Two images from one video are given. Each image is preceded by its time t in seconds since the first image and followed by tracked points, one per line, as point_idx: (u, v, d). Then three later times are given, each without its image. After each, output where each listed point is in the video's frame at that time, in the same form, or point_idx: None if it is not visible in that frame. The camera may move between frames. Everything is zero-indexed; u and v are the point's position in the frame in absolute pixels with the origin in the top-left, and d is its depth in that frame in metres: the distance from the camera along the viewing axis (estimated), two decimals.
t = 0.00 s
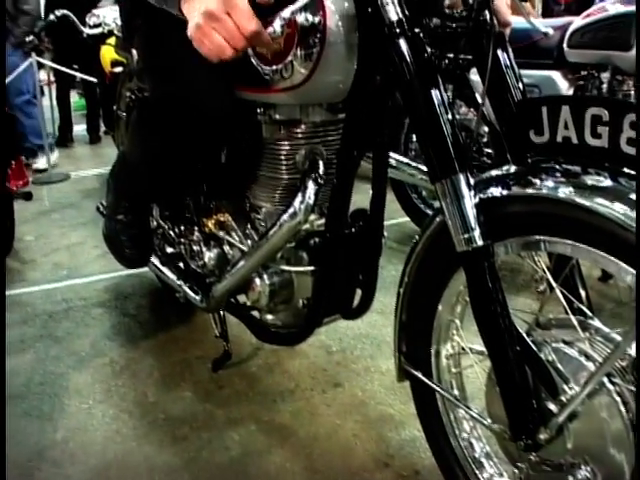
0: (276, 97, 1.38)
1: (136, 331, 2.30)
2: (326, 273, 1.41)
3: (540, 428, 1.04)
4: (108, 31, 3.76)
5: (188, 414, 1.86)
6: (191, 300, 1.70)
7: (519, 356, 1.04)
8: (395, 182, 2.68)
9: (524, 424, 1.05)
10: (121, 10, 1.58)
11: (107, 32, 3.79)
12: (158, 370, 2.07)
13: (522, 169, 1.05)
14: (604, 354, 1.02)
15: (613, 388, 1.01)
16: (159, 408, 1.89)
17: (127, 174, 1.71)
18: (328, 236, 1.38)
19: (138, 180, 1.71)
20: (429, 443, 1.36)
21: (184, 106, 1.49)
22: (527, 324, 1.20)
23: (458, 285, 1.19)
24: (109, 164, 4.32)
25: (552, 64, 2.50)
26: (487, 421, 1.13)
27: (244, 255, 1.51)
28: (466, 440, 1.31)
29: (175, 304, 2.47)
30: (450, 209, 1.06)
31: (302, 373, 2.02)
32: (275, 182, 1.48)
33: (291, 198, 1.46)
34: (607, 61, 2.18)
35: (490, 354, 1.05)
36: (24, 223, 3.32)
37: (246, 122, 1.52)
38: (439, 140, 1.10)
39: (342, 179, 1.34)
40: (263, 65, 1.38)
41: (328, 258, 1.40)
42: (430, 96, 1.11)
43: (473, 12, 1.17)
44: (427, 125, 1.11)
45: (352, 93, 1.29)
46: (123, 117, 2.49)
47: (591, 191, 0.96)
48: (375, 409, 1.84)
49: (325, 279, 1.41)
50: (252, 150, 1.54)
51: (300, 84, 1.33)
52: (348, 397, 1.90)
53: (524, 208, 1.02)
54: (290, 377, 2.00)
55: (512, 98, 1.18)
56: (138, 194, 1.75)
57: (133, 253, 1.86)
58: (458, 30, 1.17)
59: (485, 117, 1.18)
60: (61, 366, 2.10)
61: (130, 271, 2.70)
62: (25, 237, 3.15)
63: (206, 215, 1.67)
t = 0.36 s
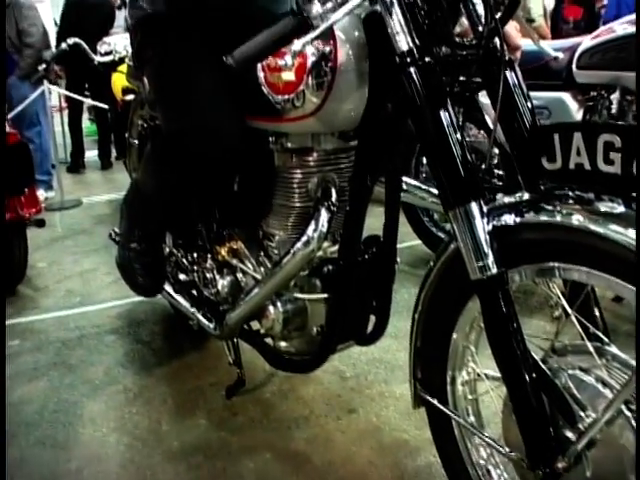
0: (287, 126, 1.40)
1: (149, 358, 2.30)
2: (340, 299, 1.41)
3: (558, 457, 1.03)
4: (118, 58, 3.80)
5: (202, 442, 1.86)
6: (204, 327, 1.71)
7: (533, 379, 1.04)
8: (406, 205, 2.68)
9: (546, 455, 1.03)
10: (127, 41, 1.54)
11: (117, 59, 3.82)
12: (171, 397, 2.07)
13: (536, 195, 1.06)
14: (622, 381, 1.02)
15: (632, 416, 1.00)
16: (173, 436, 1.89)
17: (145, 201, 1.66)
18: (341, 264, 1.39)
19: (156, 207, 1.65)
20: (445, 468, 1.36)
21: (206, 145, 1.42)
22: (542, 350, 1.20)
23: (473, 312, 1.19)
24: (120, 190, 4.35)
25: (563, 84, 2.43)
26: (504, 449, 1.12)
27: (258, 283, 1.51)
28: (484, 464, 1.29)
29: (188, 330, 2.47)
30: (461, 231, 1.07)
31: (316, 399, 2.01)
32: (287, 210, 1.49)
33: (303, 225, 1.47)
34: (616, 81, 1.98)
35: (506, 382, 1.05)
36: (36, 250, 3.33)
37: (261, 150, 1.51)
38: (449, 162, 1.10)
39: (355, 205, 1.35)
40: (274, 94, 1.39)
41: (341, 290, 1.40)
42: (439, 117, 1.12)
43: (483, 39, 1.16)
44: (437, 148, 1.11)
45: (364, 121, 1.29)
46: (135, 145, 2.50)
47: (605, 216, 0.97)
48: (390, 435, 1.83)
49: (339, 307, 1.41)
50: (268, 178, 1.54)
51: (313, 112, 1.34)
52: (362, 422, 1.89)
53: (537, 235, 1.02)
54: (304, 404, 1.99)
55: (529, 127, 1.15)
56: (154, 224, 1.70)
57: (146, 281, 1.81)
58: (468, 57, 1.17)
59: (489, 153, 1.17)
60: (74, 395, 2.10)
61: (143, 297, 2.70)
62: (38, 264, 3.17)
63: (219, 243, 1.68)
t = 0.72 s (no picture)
0: (299, 153, 1.40)
1: (163, 383, 2.29)
2: (355, 325, 1.40)
3: None
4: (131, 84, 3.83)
5: (216, 467, 1.85)
6: (218, 352, 1.71)
7: (547, 399, 1.03)
8: (419, 227, 2.68)
9: None
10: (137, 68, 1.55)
11: (129, 84, 3.85)
12: (185, 423, 2.06)
13: (549, 220, 1.06)
14: None
15: None
16: (187, 462, 1.88)
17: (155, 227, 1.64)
18: (355, 289, 1.39)
19: (166, 235, 1.63)
20: None
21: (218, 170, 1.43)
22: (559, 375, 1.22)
23: (488, 339, 1.19)
24: (132, 214, 4.37)
25: (573, 104, 2.42)
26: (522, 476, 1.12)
27: (272, 308, 1.51)
28: None
29: (202, 355, 2.47)
30: (474, 251, 1.07)
31: (330, 423, 2.00)
32: (301, 236, 1.49)
33: (317, 252, 1.47)
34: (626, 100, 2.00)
35: (522, 406, 1.04)
36: (50, 274, 3.35)
37: (272, 175, 1.51)
38: (461, 183, 1.10)
39: (369, 229, 1.33)
40: (284, 122, 1.40)
41: (355, 314, 1.40)
42: (448, 134, 1.12)
43: (494, 64, 1.17)
44: (448, 170, 1.11)
45: (375, 148, 1.30)
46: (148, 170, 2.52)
47: (619, 240, 0.97)
48: (405, 460, 1.82)
49: (353, 332, 1.40)
50: (279, 204, 1.53)
51: (325, 140, 1.35)
52: (377, 447, 1.89)
53: (553, 259, 1.01)
54: (319, 428, 1.99)
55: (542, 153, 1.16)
56: (166, 252, 1.68)
57: (159, 307, 1.80)
58: (478, 82, 1.17)
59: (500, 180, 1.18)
60: (88, 420, 2.10)
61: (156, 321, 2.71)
62: (51, 288, 3.18)
63: (232, 268, 1.68)
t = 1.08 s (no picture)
0: (310, 182, 1.41)
1: (175, 410, 2.29)
2: (367, 352, 1.39)
3: None
4: (141, 110, 3.85)
5: None
6: (231, 380, 1.71)
7: (560, 422, 1.02)
8: (429, 250, 2.68)
9: None
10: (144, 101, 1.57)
11: (137, 111, 3.87)
12: (198, 450, 2.05)
13: (561, 247, 1.07)
14: None
15: None
16: None
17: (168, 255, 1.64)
18: (367, 316, 1.38)
19: (178, 262, 1.63)
20: None
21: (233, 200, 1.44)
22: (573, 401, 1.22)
23: (501, 366, 1.19)
24: (143, 240, 4.38)
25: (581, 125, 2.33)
26: None
27: (285, 336, 1.50)
28: None
29: (214, 381, 2.46)
30: (484, 276, 1.07)
31: (344, 449, 1.99)
32: (313, 263, 1.49)
33: (329, 279, 1.48)
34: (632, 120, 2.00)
35: (537, 432, 1.03)
36: (61, 301, 3.35)
37: (283, 205, 1.53)
38: (468, 204, 1.11)
39: (381, 255, 1.33)
40: (295, 151, 1.41)
41: (367, 340, 1.39)
42: (455, 156, 1.13)
43: (502, 91, 1.15)
44: (455, 189, 1.12)
45: (386, 176, 1.30)
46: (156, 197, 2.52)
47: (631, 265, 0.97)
48: None
49: (365, 360, 1.39)
50: (290, 234, 1.54)
51: (335, 169, 1.36)
52: (391, 473, 1.87)
53: (566, 286, 1.02)
54: (332, 454, 1.98)
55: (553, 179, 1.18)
56: (178, 280, 1.68)
57: (172, 336, 1.79)
58: (488, 110, 1.16)
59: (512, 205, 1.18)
60: (100, 447, 2.10)
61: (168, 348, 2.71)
62: (62, 315, 3.18)
63: (244, 296, 1.68)
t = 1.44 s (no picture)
0: (317, 210, 1.42)
1: (184, 437, 2.28)
2: (376, 379, 1.39)
3: None
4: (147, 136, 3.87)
5: None
6: (239, 407, 1.70)
7: (569, 441, 1.02)
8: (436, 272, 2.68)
9: None
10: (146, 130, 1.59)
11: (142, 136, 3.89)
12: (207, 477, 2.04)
13: (569, 272, 1.07)
14: None
15: None
16: None
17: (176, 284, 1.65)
18: (376, 343, 1.37)
19: (186, 289, 1.63)
20: None
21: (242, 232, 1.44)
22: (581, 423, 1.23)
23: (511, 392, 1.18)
24: (150, 265, 4.39)
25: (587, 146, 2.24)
26: None
27: (294, 362, 1.49)
28: None
29: (222, 407, 2.46)
30: (491, 302, 1.07)
31: (353, 475, 1.98)
32: (321, 291, 1.49)
33: (336, 306, 1.47)
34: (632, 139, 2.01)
35: (548, 457, 1.03)
36: (68, 327, 3.35)
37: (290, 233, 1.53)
38: (472, 223, 1.12)
39: (388, 281, 1.32)
40: (302, 179, 1.41)
41: (376, 367, 1.38)
42: (459, 180, 1.13)
43: (508, 117, 1.18)
44: (459, 208, 1.13)
45: (393, 202, 1.30)
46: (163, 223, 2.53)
47: None
48: None
49: (374, 387, 1.39)
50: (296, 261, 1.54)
51: (342, 197, 1.36)
52: None
53: (576, 313, 1.01)
54: None
55: (558, 203, 1.18)
56: (186, 307, 1.68)
57: (179, 363, 1.78)
58: (493, 136, 1.18)
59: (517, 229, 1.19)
60: (109, 475, 2.09)
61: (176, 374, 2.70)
62: (70, 341, 3.18)
63: (252, 324, 1.68)
